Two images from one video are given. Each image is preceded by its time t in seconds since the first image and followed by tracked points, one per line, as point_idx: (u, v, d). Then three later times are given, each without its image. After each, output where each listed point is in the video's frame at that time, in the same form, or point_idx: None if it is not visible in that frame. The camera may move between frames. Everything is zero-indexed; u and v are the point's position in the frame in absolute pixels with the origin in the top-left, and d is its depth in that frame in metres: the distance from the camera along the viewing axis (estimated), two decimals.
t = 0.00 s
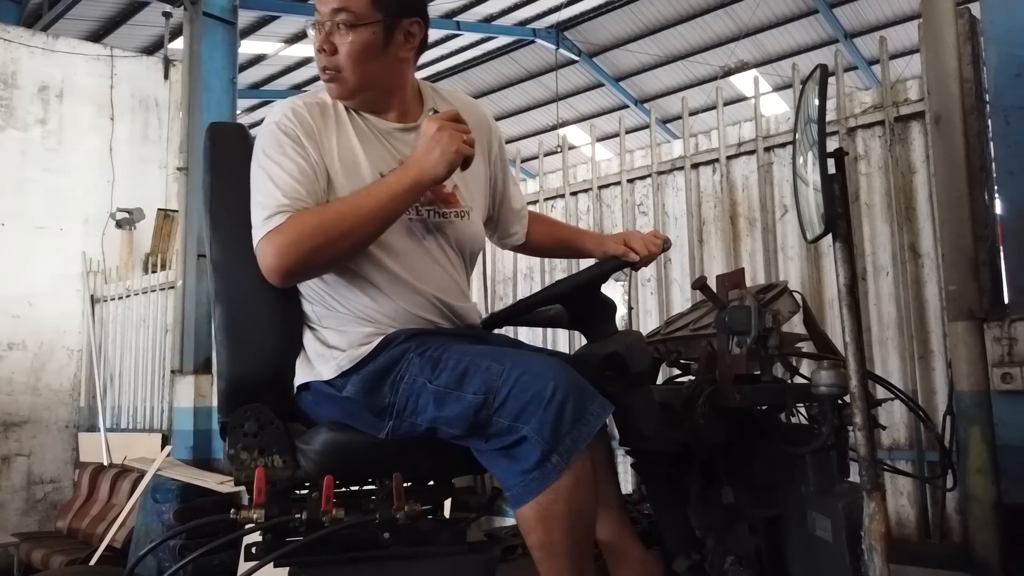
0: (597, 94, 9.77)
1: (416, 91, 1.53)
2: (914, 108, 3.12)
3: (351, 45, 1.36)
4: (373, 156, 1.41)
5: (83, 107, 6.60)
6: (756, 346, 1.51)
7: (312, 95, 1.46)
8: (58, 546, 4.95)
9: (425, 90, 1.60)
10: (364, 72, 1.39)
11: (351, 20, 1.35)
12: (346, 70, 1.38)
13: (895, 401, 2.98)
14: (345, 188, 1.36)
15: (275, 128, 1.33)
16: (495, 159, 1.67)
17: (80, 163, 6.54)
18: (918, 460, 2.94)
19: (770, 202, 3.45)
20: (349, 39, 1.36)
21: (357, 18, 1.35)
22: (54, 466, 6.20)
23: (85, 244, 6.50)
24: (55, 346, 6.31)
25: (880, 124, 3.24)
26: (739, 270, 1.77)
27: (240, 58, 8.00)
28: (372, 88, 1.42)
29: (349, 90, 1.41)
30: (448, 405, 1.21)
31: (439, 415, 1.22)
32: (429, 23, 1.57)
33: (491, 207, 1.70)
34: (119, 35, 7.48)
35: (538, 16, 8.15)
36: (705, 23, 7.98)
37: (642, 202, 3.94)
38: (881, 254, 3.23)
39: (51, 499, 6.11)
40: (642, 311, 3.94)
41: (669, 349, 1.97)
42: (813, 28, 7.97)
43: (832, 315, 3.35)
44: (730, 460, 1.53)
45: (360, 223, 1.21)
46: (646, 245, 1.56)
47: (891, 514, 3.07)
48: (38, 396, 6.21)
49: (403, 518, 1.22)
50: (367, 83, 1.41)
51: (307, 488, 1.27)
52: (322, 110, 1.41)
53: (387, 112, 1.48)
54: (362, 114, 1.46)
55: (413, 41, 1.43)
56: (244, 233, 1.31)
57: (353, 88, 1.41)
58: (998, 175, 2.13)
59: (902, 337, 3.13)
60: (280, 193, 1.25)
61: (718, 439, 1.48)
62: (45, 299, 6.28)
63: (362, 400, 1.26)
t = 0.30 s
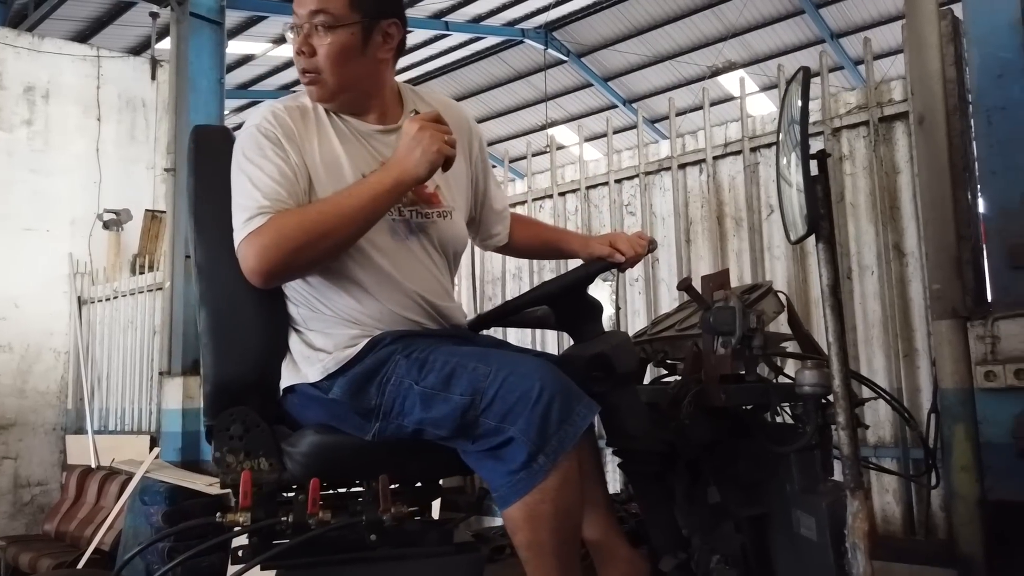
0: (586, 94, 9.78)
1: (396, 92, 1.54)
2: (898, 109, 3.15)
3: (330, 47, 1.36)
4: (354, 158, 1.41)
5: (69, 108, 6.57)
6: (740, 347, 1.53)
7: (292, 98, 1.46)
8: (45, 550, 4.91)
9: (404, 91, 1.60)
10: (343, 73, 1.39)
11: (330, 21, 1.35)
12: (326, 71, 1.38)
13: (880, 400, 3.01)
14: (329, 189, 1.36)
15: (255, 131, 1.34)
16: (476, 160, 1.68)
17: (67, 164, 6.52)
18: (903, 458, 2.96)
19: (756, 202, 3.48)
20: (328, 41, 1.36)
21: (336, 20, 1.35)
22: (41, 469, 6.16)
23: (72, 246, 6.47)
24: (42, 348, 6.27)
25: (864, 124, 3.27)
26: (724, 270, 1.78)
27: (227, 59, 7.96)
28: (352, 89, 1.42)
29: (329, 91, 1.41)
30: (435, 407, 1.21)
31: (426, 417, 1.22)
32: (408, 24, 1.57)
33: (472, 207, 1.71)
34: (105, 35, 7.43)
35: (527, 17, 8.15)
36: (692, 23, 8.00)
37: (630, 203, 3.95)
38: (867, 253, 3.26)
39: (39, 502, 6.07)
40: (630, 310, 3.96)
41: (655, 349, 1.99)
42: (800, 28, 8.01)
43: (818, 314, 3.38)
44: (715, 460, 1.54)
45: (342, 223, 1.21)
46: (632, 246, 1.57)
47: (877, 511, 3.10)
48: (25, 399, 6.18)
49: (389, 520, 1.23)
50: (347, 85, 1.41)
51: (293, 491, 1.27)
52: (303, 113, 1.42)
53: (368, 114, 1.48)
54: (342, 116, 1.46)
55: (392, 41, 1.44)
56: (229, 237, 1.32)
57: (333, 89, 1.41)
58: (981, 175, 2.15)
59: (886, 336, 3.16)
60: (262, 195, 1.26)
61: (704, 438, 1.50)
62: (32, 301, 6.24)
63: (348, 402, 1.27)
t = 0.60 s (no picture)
0: (574, 94, 9.79)
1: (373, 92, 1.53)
2: (883, 109, 3.17)
3: (309, 43, 1.35)
4: (332, 158, 1.41)
5: (53, 107, 6.58)
6: (725, 346, 1.53)
7: (270, 99, 1.46)
8: (29, 553, 4.86)
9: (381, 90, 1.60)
10: (322, 71, 1.38)
11: (309, 18, 1.34)
12: (305, 69, 1.37)
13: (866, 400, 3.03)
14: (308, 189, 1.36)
15: (231, 132, 1.33)
16: (457, 157, 1.68)
17: (52, 163, 6.50)
18: (889, 457, 2.98)
19: (743, 202, 3.49)
20: (307, 37, 1.34)
21: (315, 16, 1.34)
22: (26, 471, 6.11)
23: (57, 246, 6.43)
24: (26, 349, 6.22)
25: (849, 124, 3.29)
26: (710, 270, 1.78)
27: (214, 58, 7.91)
28: (330, 88, 1.42)
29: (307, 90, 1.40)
30: (420, 406, 1.20)
31: (410, 416, 1.21)
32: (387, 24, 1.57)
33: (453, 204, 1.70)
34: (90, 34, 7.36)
35: (515, 17, 8.14)
36: (681, 24, 8.01)
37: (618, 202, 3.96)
38: (852, 253, 3.27)
39: (23, 505, 6.01)
40: (618, 310, 3.97)
41: (641, 349, 1.99)
42: (787, 29, 8.04)
43: (804, 314, 3.39)
44: (700, 460, 1.54)
45: (320, 223, 1.20)
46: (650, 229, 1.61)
47: (863, 510, 3.11)
48: (9, 400, 6.13)
49: (372, 520, 1.23)
50: (325, 83, 1.40)
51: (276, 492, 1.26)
52: (281, 114, 1.41)
53: (345, 113, 1.47)
54: (319, 115, 1.45)
55: (370, 40, 1.43)
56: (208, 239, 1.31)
57: (311, 87, 1.40)
58: (965, 176, 2.16)
59: (872, 335, 3.18)
60: (239, 196, 1.25)
61: (690, 438, 1.50)
62: (16, 302, 6.19)
63: (331, 402, 1.26)
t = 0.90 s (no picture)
0: (563, 94, 9.80)
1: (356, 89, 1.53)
2: (868, 109, 3.19)
3: (287, 37, 1.35)
4: (315, 152, 1.41)
5: (38, 105, 6.59)
6: (709, 344, 1.54)
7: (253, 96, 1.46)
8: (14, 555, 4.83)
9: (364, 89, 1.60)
10: (300, 65, 1.38)
11: (286, 11, 1.34)
12: (283, 63, 1.37)
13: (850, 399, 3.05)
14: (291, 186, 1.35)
15: (213, 126, 1.32)
16: (443, 156, 1.68)
17: (36, 162, 6.51)
18: (873, 454, 3.01)
19: (729, 201, 3.51)
20: (284, 31, 1.35)
21: (293, 10, 1.35)
22: (11, 473, 6.07)
23: (42, 246, 6.42)
24: (10, 350, 6.17)
25: (835, 124, 3.31)
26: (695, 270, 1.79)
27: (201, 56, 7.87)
28: (309, 82, 1.42)
29: (286, 84, 1.40)
30: (404, 405, 1.20)
31: (395, 415, 1.21)
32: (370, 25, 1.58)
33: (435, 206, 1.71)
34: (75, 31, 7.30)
35: (504, 16, 8.13)
36: (669, 24, 8.03)
37: (605, 202, 3.97)
38: (837, 252, 3.30)
39: (8, 507, 5.97)
40: (605, 310, 3.98)
41: (626, 348, 2.00)
42: (775, 29, 8.07)
43: (789, 312, 3.42)
44: (687, 458, 1.54)
45: (302, 204, 1.20)
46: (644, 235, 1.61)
47: (848, 507, 3.14)
48: None
49: (357, 519, 1.23)
50: (304, 77, 1.40)
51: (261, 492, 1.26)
52: (263, 110, 1.41)
53: (326, 107, 1.47)
54: (300, 110, 1.45)
55: (350, 35, 1.43)
56: (192, 239, 1.31)
57: (290, 82, 1.40)
58: (949, 175, 2.17)
59: (857, 334, 3.20)
60: (221, 186, 1.24)
61: (674, 437, 1.50)
62: None
63: (315, 401, 1.25)
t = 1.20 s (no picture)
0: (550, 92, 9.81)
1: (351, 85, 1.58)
2: (851, 108, 3.21)
3: (282, 27, 1.42)
4: (308, 137, 1.43)
5: (21, 102, 6.58)
6: (692, 341, 1.54)
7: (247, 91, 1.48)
8: None
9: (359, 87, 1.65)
10: (294, 55, 1.45)
11: (283, 4, 1.42)
12: (278, 53, 1.44)
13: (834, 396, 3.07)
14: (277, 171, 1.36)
15: (215, 107, 1.35)
16: (433, 152, 1.69)
17: (18, 159, 6.49)
18: (857, 450, 3.03)
19: (714, 199, 3.53)
20: (281, 21, 1.41)
21: (290, 2, 1.42)
22: None
23: (25, 244, 6.38)
24: None
25: (818, 123, 3.33)
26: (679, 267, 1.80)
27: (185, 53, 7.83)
28: (304, 72, 1.47)
29: (281, 74, 1.46)
30: (388, 402, 1.20)
31: (378, 412, 1.21)
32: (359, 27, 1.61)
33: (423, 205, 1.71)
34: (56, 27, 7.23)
35: (491, 14, 8.12)
36: (656, 22, 8.04)
37: (591, 199, 3.99)
38: (822, 250, 3.32)
39: None
40: (591, 307, 3.99)
41: (611, 345, 2.01)
42: (761, 28, 8.10)
43: (774, 309, 3.44)
44: (669, 454, 1.55)
45: (308, 182, 1.21)
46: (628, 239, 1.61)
47: (832, 503, 3.16)
48: None
49: (341, 518, 1.22)
50: (298, 67, 1.46)
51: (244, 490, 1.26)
52: (258, 101, 1.43)
53: (320, 99, 1.52)
54: (295, 102, 1.50)
55: (343, 32, 1.50)
56: (176, 235, 1.30)
57: (285, 71, 1.46)
58: (931, 174, 2.19)
59: (841, 331, 3.23)
60: (226, 158, 1.27)
61: (657, 434, 1.50)
62: None
63: (298, 398, 1.25)
